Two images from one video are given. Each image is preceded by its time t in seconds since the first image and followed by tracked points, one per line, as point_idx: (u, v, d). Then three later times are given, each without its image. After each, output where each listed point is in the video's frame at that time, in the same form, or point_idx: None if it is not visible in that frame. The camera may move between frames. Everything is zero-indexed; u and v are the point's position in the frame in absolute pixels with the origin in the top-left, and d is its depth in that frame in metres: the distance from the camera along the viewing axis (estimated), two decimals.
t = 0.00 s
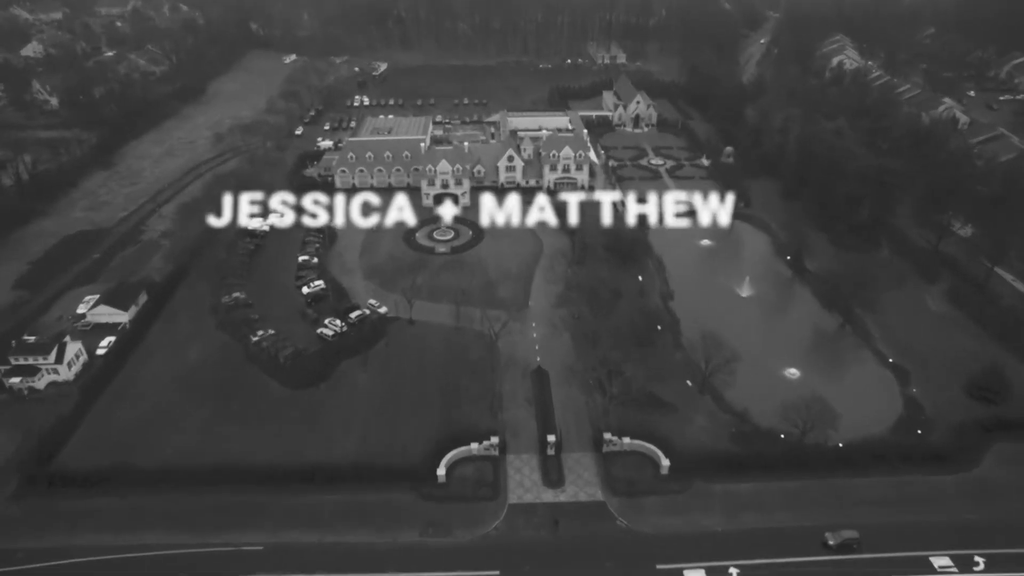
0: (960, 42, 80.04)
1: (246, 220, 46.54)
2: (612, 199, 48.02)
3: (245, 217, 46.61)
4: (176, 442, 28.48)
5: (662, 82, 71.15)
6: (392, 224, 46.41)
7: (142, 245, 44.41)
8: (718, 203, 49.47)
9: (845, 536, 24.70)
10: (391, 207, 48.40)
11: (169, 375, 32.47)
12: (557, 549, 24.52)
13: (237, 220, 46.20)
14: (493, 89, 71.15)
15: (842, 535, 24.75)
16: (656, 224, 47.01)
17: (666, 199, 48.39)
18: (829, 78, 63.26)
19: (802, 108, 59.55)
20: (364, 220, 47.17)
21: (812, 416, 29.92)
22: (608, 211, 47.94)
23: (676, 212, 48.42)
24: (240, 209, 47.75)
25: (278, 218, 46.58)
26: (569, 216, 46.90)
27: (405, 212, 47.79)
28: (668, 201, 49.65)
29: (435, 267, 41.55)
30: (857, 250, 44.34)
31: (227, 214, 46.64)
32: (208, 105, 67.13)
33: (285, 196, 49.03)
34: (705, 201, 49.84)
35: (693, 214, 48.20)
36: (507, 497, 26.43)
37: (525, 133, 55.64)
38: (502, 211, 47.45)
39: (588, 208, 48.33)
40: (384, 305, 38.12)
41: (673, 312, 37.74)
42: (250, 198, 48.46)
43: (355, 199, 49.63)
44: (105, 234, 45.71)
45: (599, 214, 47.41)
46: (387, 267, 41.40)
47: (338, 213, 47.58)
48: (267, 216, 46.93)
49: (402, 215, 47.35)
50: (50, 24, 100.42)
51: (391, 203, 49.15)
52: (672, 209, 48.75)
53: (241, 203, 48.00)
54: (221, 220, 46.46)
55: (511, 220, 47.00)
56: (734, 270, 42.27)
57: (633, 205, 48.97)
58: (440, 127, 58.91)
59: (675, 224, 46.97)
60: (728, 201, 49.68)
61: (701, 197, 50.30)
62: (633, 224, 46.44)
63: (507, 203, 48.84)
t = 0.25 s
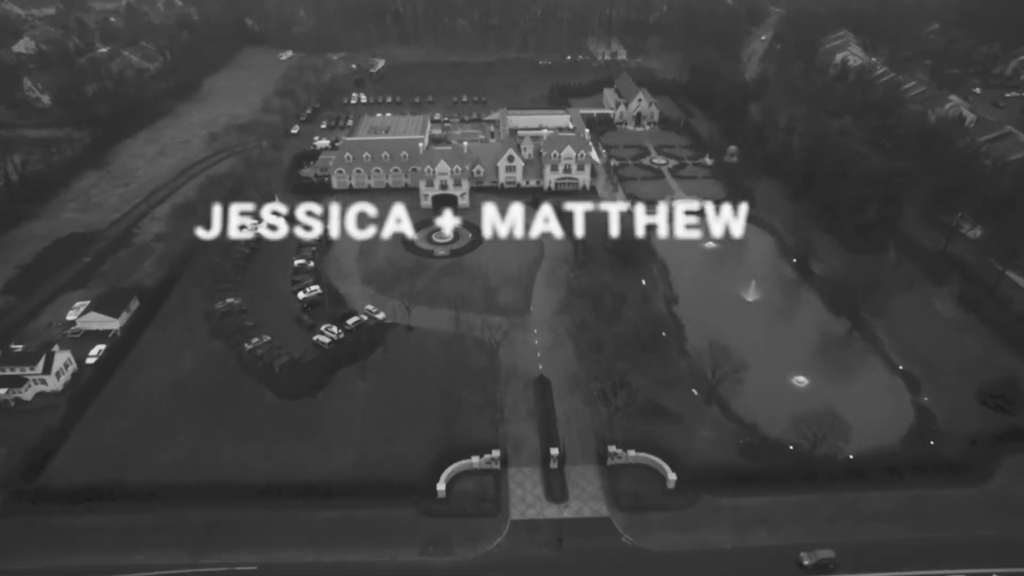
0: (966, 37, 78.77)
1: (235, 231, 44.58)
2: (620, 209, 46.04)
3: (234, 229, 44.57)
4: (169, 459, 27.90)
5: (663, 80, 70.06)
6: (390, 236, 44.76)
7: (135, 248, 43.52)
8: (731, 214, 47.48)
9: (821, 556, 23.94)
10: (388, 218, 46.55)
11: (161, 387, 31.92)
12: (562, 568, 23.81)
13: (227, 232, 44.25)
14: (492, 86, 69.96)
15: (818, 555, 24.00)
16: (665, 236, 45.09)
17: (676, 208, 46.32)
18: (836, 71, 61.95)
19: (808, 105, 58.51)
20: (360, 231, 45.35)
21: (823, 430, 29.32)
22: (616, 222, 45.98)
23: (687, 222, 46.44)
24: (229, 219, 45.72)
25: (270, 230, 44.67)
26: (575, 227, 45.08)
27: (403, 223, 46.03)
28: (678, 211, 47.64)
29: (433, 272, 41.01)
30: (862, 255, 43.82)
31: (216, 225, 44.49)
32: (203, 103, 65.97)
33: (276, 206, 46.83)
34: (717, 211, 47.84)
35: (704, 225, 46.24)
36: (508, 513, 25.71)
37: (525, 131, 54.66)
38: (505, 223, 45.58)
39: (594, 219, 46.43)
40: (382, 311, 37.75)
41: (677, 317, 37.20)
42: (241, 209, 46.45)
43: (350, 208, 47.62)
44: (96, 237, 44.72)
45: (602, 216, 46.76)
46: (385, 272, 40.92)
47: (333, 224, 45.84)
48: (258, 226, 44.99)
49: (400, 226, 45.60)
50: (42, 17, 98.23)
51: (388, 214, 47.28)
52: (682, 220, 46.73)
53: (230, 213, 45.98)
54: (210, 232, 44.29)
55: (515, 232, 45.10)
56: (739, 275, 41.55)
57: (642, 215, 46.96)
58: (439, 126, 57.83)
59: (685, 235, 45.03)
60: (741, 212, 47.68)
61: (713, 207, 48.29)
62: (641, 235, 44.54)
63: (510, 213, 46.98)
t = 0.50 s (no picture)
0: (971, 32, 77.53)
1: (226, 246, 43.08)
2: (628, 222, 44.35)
3: (224, 244, 43.00)
4: (160, 473, 27.84)
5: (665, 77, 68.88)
6: (387, 250, 43.33)
7: (128, 253, 42.83)
8: (745, 226, 45.80)
9: None
10: (387, 231, 44.92)
11: (154, 398, 31.81)
12: None
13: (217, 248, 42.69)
14: (491, 83, 68.93)
15: None
16: (676, 250, 43.49)
17: (688, 221, 44.65)
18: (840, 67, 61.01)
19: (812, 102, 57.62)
20: (357, 245, 43.86)
21: (833, 446, 29.40)
22: (625, 235, 44.29)
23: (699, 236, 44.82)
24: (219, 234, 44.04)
25: (262, 245, 43.22)
26: (582, 241, 43.42)
27: (401, 236, 44.43)
28: (689, 224, 45.96)
29: (433, 277, 40.73)
30: (870, 257, 43.26)
31: (205, 240, 42.97)
32: (197, 102, 64.78)
33: (269, 221, 45.33)
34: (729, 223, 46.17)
35: (717, 238, 44.64)
36: (512, 531, 25.74)
37: (526, 131, 53.70)
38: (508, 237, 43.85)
39: (602, 232, 44.63)
40: (379, 317, 37.66)
41: (682, 324, 37.27)
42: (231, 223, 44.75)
43: (347, 221, 46.00)
44: (88, 241, 43.81)
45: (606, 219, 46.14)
46: (385, 277, 40.75)
47: (327, 236, 44.32)
48: (248, 241, 43.51)
49: (399, 239, 44.11)
50: (31, 10, 96.03)
51: (386, 227, 45.61)
52: (694, 234, 45.06)
53: (220, 227, 44.30)
54: (199, 247, 42.85)
55: (518, 246, 43.56)
56: (744, 280, 41.22)
57: (652, 228, 45.21)
58: (438, 124, 56.67)
59: (697, 250, 43.43)
60: (755, 225, 45.97)
61: (726, 219, 46.60)
62: (651, 250, 42.92)
63: (514, 227, 45.28)
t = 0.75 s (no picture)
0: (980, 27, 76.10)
1: (215, 263, 41.46)
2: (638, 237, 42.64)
3: (213, 261, 41.31)
4: (150, 492, 28.50)
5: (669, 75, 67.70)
6: (384, 267, 41.70)
7: (120, 257, 42.02)
8: (762, 241, 44.00)
9: None
10: (385, 246, 43.24)
11: (147, 414, 32.27)
12: None
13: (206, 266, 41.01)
14: (491, 81, 67.84)
15: None
16: (688, 267, 41.81)
17: (701, 236, 42.95)
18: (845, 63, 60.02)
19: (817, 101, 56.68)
20: (353, 262, 42.24)
21: (846, 463, 29.97)
22: (635, 251, 42.53)
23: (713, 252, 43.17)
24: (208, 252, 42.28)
25: (252, 262, 41.63)
26: (590, 258, 41.85)
27: (399, 252, 42.76)
28: (703, 239, 44.25)
29: (432, 285, 40.14)
30: (879, 259, 42.53)
31: (192, 257, 41.25)
32: (191, 101, 63.55)
33: (260, 235, 43.59)
34: (745, 238, 44.42)
35: (732, 254, 42.90)
36: (514, 552, 26.31)
37: (526, 131, 52.77)
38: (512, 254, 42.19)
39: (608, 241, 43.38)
40: (377, 325, 37.55)
41: (687, 331, 37.11)
42: (219, 240, 42.94)
43: (341, 235, 44.17)
44: (78, 245, 42.81)
45: (609, 223, 45.26)
46: (384, 282, 40.42)
47: (321, 252, 42.67)
48: (238, 258, 41.90)
49: (396, 255, 42.47)
50: None
51: (383, 242, 43.89)
52: (708, 250, 43.41)
53: (208, 244, 42.54)
54: (185, 264, 41.14)
55: (522, 262, 42.17)
56: (750, 286, 40.67)
57: (664, 244, 43.47)
58: (436, 123, 55.53)
59: (711, 266, 41.80)
60: (772, 240, 44.10)
61: (741, 233, 44.76)
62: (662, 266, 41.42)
63: (518, 242, 43.59)
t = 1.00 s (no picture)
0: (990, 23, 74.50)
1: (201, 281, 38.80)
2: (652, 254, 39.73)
3: (198, 280, 38.54)
4: (138, 513, 27.75)
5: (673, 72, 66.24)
6: (381, 287, 39.45)
7: (109, 263, 40.82)
8: (783, 257, 40.52)
9: None
10: (382, 264, 40.71)
11: (133, 428, 31.26)
12: None
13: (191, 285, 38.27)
14: (491, 80, 66.59)
15: None
16: (705, 285, 38.69)
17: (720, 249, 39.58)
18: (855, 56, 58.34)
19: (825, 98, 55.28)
20: (348, 281, 39.91)
21: (862, 483, 29.68)
22: (649, 269, 39.55)
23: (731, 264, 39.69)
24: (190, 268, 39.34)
25: (240, 281, 39.25)
26: (602, 277, 39.29)
27: (397, 270, 40.22)
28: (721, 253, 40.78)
29: (431, 292, 38.95)
30: (890, 264, 41.42)
31: (177, 276, 38.53)
32: (185, 99, 62.06)
33: (248, 253, 41.25)
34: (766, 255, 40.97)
35: (752, 267, 39.19)
36: None
37: (527, 131, 51.57)
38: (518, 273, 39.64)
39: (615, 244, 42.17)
40: (374, 335, 36.36)
41: (695, 340, 36.17)
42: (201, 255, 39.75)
43: (335, 254, 41.66)
44: (65, 250, 41.50)
45: (613, 227, 44.01)
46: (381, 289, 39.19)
47: (313, 271, 40.17)
48: (226, 277, 39.27)
49: (394, 274, 39.95)
50: None
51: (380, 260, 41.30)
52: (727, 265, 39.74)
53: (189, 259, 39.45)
54: (169, 283, 38.56)
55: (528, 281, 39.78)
56: (762, 291, 38.59)
57: (679, 261, 40.54)
58: (435, 123, 54.23)
59: (730, 283, 38.44)
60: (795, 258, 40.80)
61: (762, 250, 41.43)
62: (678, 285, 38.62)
63: (524, 259, 40.98)
